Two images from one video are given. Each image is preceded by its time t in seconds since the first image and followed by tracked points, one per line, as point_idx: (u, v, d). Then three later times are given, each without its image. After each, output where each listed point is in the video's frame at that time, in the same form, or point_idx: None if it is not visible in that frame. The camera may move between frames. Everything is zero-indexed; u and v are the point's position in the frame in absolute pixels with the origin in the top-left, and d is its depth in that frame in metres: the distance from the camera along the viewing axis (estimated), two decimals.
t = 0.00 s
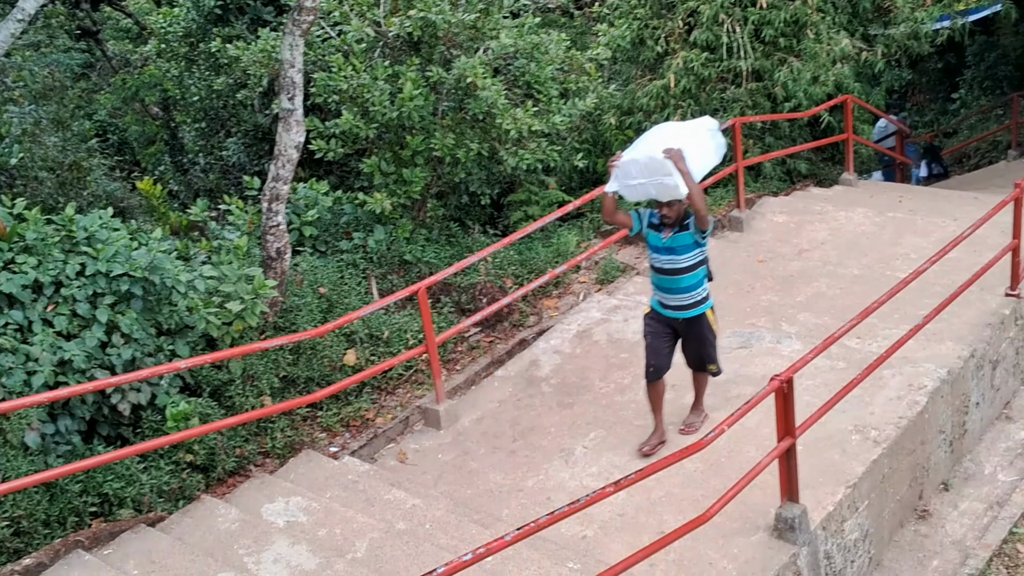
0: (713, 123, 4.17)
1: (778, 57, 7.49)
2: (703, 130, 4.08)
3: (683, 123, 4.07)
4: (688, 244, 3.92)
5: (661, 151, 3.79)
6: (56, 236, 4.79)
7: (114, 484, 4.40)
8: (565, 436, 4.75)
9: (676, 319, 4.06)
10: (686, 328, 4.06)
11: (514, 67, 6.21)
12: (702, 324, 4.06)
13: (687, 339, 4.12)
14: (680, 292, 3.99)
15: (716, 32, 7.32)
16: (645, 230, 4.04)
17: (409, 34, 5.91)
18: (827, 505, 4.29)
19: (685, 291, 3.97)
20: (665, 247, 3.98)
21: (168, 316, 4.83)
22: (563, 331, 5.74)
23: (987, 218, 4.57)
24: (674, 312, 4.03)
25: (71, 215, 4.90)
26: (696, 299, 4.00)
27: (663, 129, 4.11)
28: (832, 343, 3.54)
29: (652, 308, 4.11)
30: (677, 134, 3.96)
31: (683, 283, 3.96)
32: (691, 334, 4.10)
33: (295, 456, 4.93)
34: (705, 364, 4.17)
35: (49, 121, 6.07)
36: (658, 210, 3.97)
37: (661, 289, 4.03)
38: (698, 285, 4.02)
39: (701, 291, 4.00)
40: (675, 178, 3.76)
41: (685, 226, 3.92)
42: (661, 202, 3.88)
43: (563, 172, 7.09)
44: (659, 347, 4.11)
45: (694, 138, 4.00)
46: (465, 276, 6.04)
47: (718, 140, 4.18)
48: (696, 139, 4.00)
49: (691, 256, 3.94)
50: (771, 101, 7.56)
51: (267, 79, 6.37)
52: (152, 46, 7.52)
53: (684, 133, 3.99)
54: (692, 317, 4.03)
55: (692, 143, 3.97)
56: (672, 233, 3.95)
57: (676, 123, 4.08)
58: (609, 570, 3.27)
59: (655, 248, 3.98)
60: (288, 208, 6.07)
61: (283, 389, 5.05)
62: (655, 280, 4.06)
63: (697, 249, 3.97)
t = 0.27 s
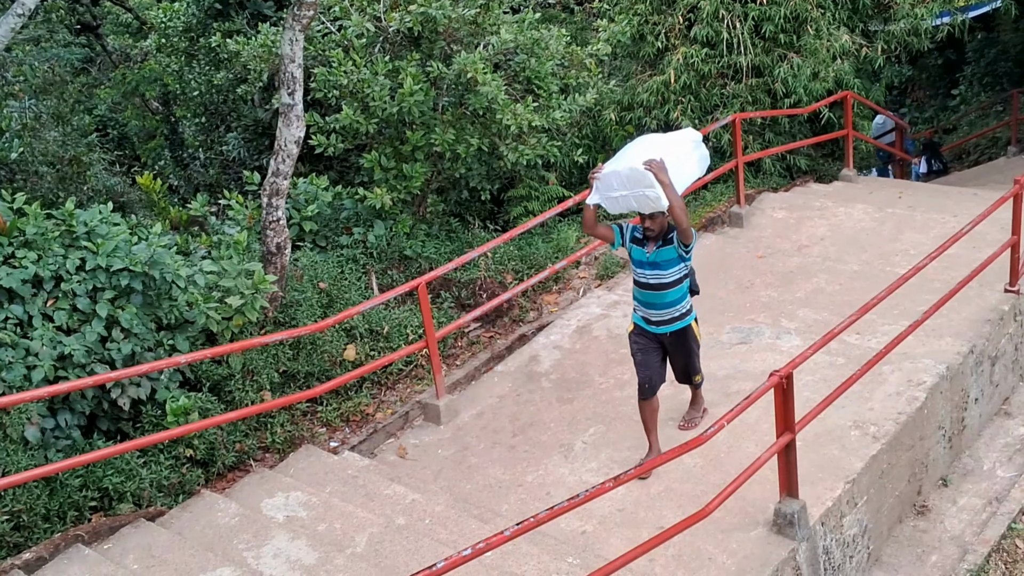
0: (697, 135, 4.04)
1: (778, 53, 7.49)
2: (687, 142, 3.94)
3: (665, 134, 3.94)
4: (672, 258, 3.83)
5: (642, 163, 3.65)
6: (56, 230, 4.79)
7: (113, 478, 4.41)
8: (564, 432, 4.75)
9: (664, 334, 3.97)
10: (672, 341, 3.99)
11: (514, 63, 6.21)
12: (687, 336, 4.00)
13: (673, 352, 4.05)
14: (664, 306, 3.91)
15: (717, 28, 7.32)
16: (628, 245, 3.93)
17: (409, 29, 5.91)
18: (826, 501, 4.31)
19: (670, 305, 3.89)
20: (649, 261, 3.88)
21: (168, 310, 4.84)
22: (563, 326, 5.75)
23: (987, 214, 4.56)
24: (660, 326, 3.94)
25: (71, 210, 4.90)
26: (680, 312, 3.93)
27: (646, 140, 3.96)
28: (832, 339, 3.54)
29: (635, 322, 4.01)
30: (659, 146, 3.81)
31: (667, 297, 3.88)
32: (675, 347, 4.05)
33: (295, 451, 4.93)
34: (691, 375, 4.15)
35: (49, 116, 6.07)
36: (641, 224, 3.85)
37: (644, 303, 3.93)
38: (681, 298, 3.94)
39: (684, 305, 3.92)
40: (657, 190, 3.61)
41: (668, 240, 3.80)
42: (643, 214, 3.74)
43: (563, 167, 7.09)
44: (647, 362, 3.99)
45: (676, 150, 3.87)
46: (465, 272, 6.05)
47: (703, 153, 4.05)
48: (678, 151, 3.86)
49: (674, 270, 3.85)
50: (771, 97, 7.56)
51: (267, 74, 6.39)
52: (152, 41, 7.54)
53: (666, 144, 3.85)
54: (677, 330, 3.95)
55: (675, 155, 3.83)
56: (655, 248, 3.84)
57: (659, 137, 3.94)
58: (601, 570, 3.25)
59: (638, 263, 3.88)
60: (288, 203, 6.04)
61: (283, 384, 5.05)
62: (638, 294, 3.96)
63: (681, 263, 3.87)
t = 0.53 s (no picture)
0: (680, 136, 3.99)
1: (780, 48, 7.48)
2: (670, 143, 3.90)
3: (649, 134, 3.89)
4: (653, 263, 3.81)
5: (625, 163, 3.60)
6: (59, 225, 4.80)
7: (116, 473, 4.42)
8: (565, 426, 4.76)
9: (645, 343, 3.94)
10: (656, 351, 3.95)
11: (515, 57, 6.21)
12: (669, 344, 3.95)
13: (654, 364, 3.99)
14: (646, 312, 3.88)
15: (719, 22, 7.31)
16: (608, 249, 3.93)
17: (411, 23, 5.91)
18: (827, 496, 4.31)
19: (653, 310, 3.86)
20: (630, 266, 3.86)
21: (170, 305, 4.85)
22: (564, 321, 5.75)
23: (989, 209, 4.55)
24: (640, 334, 3.91)
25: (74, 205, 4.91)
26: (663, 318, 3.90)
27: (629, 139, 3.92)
28: (833, 333, 3.54)
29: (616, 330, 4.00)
30: (642, 146, 3.76)
31: (648, 303, 3.85)
32: (658, 359, 3.99)
33: (297, 445, 4.94)
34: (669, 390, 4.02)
35: (51, 111, 6.07)
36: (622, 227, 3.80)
37: (625, 309, 3.91)
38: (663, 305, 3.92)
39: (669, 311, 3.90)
40: (640, 191, 3.56)
41: (649, 244, 3.79)
42: (625, 216, 3.70)
43: (565, 162, 7.09)
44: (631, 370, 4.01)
45: (660, 150, 3.83)
46: (466, 267, 6.05)
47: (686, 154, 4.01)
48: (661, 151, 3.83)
49: (656, 275, 3.83)
50: (773, 91, 7.55)
51: (268, 68, 6.45)
52: (153, 35, 7.60)
53: (650, 144, 3.80)
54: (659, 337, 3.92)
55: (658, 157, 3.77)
56: (636, 252, 3.83)
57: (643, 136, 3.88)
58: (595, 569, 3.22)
59: (618, 267, 3.86)
60: (289, 197, 6.05)
61: (285, 378, 5.06)
62: (618, 300, 3.94)
63: (662, 268, 3.85)
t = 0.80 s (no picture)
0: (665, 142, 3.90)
1: (783, 42, 7.46)
2: (656, 150, 3.83)
3: (634, 141, 3.81)
4: (639, 272, 3.66)
5: (611, 176, 3.57)
6: (62, 219, 4.81)
7: (119, 466, 4.44)
8: (567, 421, 4.76)
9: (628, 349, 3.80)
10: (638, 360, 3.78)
11: (517, 52, 6.20)
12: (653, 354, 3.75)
13: (636, 374, 3.81)
14: (632, 321, 3.73)
15: (721, 16, 7.29)
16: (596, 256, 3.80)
17: (413, 18, 5.91)
18: (830, 490, 4.31)
19: (637, 320, 3.71)
20: (616, 274, 3.73)
21: (173, 299, 4.86)
22: (567, 316, 5.75)
23: (993, 203, 4.53)
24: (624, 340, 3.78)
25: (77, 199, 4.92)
26: (649, 327, 3.72)
27: (615, 147, 3.85)
28: (835, 328, 3.53)
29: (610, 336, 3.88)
30: (628, 155, 3.71)
31: (634, 312, 3.69)
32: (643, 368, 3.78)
33: (299, 439, 4.95)
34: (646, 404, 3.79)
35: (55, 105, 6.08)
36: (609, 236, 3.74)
37: (612, 317, 3.77)
38: (652, 313, 3.75)
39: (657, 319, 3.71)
40: (627, 204, 3.52)
41: (636, 253, 3.66)
42: (612, 227, 3.66)
43: (567, 156, 7.08)
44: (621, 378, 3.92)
45: (645, 158, 3.75)
46: (469, 261, 6.05)
47: (671, 159, 3.93)
48: (647, 159, 3.75)
49: (642, 284, 3.68)
50: (776, 86, 7.53)
51: (271, 64, 6.45)
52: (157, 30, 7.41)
53: (635, 152, 3.75)
54: (641, 346, 3.75)
55: (645, 164, 3.72)
56: (623, 260, 3.70)
57: (629, 143, 3.83)
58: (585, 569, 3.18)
59: (605, 276, 3.74)
60: (293, 192, 6.04)
61: (287, 372, 5.06)
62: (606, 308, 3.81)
63: (648, 276, 3.69)
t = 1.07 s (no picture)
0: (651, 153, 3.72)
1: (787, 37, 7.45)
2: (641, 162, 3.65)
3: (618, 153, 3.63)
4: (626, 288, 3.54)
5: (595, 191, 3.38)
6: (66, 214, 4.83)
7: (122, 461, 4.45)
8: (570, 416, 4.76)
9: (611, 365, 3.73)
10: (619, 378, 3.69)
11: (519, 46, 6.20)
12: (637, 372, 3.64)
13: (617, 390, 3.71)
14: (617, 338, 3.61)
15: (724, 11, 7.28)
16: (580, 272, 3.66)
17: (415, 12, 5.90)
18: (832, 485, 4.32)
19: (622, 338, 3.59)
20: (601, 290, 3.60)
21: (176, 294, 4.87)
22: (569, 311, 5.75)
23: (995, 199, 4.53)
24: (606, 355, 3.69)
25: (80, 194, 4.94)
26: (634, 345, 3.61)
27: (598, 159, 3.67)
28: (837, 323, 3.53)
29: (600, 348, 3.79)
30: (612, 167, 3.54)
31: (619, 329, 3.59)
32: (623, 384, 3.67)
33: (301, 434, 4.95)
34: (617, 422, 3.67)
35: (58, 100, 6.10)
36: (594, 252, 3.58)
37: (598, 334, 3.65)
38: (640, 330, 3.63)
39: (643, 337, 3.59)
40: (612, 221, 3.35)
41: (622, 269, 3.54)
42: (597, 244, 3.48)
43: (569, 151, 7.08)
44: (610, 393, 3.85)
45: (630, 171, 3.57)
46: (471, 256, 6.06)
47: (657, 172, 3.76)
48: (632, 172, 3.57)
49: (628, 300, 3.56)
50: (779, 81, 7.53)
51: (274, 59, 6.44)
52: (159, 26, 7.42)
53: (619, 164, 3.58)
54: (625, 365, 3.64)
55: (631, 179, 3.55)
56: (609, 277, 3.57)
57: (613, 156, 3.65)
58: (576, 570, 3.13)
59: (590, 292, 3.60)
60: (295, 187, 6.14)
61: (290, 367, 5.07)
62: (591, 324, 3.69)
63: (634, 293, 3.59)
